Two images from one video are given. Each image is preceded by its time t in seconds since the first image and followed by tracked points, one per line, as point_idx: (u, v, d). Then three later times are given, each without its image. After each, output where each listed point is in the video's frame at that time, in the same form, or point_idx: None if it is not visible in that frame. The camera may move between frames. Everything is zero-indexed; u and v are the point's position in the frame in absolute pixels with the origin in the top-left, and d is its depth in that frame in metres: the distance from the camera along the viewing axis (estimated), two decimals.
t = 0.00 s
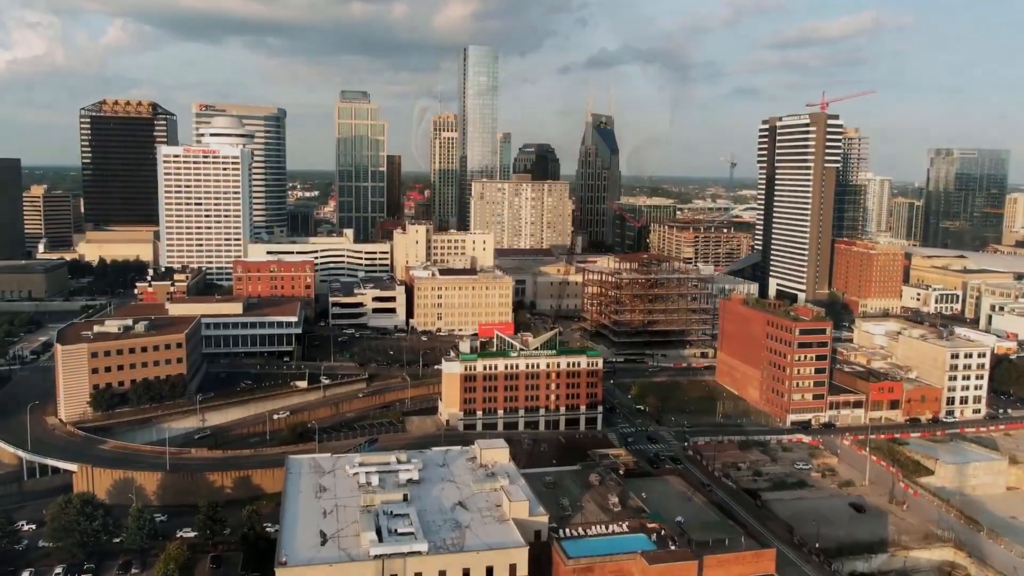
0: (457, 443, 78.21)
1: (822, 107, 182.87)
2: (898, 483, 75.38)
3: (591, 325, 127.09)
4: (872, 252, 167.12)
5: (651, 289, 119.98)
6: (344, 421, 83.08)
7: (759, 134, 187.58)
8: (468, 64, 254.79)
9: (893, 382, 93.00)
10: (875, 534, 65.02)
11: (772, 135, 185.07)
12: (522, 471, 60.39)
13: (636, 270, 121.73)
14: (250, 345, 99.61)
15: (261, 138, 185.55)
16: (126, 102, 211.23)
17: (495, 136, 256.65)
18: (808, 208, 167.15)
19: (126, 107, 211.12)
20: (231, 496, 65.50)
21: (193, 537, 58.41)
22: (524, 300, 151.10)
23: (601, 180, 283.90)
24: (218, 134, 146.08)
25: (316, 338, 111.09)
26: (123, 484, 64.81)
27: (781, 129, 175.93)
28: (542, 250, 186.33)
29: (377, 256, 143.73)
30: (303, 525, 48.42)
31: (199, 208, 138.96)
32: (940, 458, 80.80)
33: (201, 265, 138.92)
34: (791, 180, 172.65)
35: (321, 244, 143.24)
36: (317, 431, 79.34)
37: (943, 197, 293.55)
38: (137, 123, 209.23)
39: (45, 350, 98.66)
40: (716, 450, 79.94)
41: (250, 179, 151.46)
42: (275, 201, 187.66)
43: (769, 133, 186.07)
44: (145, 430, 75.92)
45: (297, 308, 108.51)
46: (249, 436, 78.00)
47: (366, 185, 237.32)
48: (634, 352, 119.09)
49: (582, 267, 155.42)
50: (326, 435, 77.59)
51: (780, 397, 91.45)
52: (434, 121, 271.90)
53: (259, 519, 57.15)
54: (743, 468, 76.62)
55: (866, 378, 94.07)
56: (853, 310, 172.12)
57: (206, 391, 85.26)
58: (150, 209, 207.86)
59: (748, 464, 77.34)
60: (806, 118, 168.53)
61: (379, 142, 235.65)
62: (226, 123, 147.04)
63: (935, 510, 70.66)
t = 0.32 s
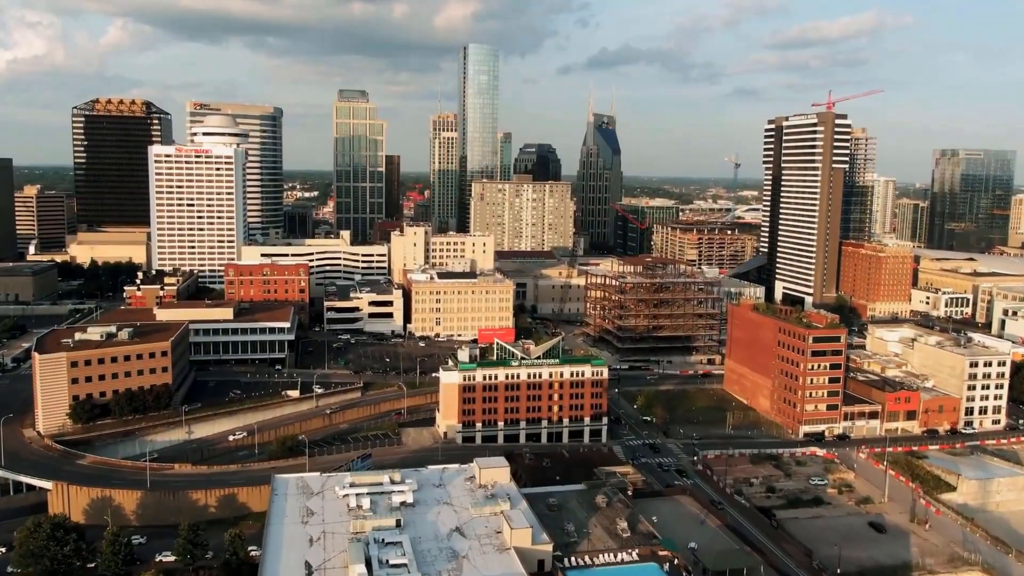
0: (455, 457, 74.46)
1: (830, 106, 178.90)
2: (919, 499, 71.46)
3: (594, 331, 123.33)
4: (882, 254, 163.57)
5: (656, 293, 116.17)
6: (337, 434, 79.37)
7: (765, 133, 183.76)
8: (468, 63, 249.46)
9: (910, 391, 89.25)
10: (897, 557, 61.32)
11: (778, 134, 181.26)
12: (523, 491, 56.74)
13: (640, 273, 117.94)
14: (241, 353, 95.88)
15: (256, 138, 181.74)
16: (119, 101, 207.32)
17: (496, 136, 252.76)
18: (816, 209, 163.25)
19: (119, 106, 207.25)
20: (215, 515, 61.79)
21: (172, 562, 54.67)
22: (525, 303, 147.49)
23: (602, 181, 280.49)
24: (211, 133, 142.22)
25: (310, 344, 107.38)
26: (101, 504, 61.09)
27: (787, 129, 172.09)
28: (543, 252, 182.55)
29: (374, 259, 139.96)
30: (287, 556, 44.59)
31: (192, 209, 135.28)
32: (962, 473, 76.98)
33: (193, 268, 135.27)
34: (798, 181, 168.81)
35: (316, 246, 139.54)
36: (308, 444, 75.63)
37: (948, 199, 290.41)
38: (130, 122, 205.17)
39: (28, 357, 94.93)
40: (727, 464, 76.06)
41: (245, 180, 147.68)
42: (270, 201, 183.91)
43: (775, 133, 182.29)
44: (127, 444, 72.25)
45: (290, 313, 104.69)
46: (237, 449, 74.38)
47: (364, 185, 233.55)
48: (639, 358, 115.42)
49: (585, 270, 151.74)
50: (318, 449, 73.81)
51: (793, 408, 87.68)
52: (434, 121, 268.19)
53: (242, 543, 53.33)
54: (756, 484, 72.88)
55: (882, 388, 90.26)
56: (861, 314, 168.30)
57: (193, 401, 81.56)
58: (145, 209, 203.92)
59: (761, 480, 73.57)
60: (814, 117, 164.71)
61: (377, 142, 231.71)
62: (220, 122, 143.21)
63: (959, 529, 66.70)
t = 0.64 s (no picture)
0: (452, 476, 69.96)
1: (838, 106, 174.74)
2: (945, 522, 66.97)
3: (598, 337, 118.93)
4: (893, 257, 159.55)
5: (662, 299, 111.72)
6: (327, 449, 75.02)
7: (772, 133, 179.29)
8: (468, 61, 244.73)
9: (931, 404, 84.84)
10: None
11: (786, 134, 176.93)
12: (525, 518, 52.33)
13: (646, 278, 113.61)
14: (228, 361, 91.51)
15: (250, 137, 177.02)
16: (110, 99, 202.18)
17: (496, 136, 248.42)
18: (825, 211, 158.94)
19: (111, 104, 202.22)
20: (194, 541, 57.24)
21: None
22: (526, 307, 143.30)
23: (604, 182, 276.35)
24: (202, 132, 137.56)
25: (302, 352, 102.98)
26: (70, 529, 56.56)
27: (795, 128, 167.70)
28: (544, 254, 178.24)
29: (371, 262, 135.47)
30: None
31: (181, 210, 130.77)
32: (990, 492, 72.59)
33: (183, 271, 130.86)
34: (806, 182, 164.50)
35: (310, 249, 135.06)
36: (296, 462, 71.24)
37: (955, 200, 286.09)
38: (122, 122, 200.36)
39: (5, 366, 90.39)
40: (741, 483, 71.67)
41: (237, 180, 143.17)
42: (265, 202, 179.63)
43: (782, 132, 178.02)
44: (103, 461, 67.73)
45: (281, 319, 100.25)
46: (220, 468, 70.09)
47: (362, 186, 229.12)
48: (645, 366, 111.05)
49: (587, 273, 147.57)
50: (306, 467, 69.50)
51: (808, 421, 83.37)
52: (433, 120, 263.77)
53: None
54: (772, 505, 68.45)
55: (902, 400, 85.90)
56: (871, 319, 164.12)
57: (176, 414, 77.11)
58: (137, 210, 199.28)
59: (777, 500, 69.09)
60: (823, 116, 160.37)
61: (375, 141, 227.16)
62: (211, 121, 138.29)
63: (991, 554, 62.01)
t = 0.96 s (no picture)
0: (448, 498, 65.32)
1: (847, 105, 170.33)
2: (977, 548, 62.16)
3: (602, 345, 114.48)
4: (904, 261, 155.25)
5: (669, 305, 107.20)
6: (316, 468, 70.57)
7: (780, 133, 175.00)
8: (467, 59, 240.36)
9: (955, 418, 80.19)
10: None
11: (793, 134, 172.52)
12: (527, 551, 47.72)
13: (652, 283, 109.14)
14: (214, 372, 86.90)
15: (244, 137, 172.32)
16: (101, 98, 196.07)
17: (496, 135, 244.06)
18: (835, 213, 154.58)
19: (101, 103, 196.80)
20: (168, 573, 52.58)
21: None
22: (527, 313, 139.03)
23: (606, 182, 271.95)
24: (191, 131, 132.79)
25: (293, 361, 98.37)
26: (32, 560, 52.02)
27: (803, 127, 163.35)
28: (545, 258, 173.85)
29: (366, 266, 130.87)
30: None
31: (170, 212, 126.26)
32: None
33: (172, 275, 126.33)
34: (815, 183, 160.13)
35: (304, 253, 130.55)
36: (282, 482, 66.59)
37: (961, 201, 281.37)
38: (114, 122, 194.94)
39: None
40: (757, 505, 67.04)
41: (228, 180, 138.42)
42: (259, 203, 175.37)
43: (790, 132, 173.62)
44: (76, 483, 63.02)
45: (271, 327, 95.71)
46: (200, 489, 65.49)
47: (359, 187, 224.71)
48: (651, 376, 106.59)
49: (590, 277, 143.28)
50: (292, 488, 64.99)
51: (826, 437, 78.82)
52: (432, 120, 259.45)
53: None
54: (791, 529, 63.78)
55: (924, 414, 81.31)
56: (882, 324, 159.65)
57: (155, 430, 72.50)
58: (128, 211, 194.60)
59: (796, 524, 64.42)
60: (832, 115, 155.99)
61: (373, 141, 222.81)
62: (201, 120, 133.48)
63: None
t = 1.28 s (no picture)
0: (444, 524, 60.56)
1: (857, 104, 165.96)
2: None
3: (606, 354, 109.86)
4: (916, 264, 150.72)
5: (677, 313, 102.69)
6: (303, 491, 66.01)
7: (788, 133, 170.60)
8: (467, 58, 235.99)
9: (983, 435, 75.54)
10: None
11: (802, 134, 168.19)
12: None
13: (658, 290, 104.64)
14: (199, 385, 82.25)
15: (237, 138, 167.81)
16: (91, 96, 190.61)
17: (496, 135, 239.69)
18: (845, 215, 150.11)
19: (90, 102, 190.68)
20: None
21: None
22: (528, 319, 134.61)
23: (607, 184, 267.48)
24: (179, 131, 128.18)
25: (283, 372, 93.78)
26: None
27: (812, 127, 158.99)
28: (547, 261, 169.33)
29: (362, 271, 126.31)
30: None
31: (158, 215, 121.66)
32: None
33: (160, 280, 121.76)
34: (824, 184, 155.70)
35: (296, 258, 126.03)
36: (267, 508, 61.99)
37: (968, 204, 276.67)
38: (105, 122, 189.84)
39: None
40: (777, 532, 62.34)
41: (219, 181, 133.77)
42: (252, 205, 170.80)
43: (798, 132, 169.25)
44: (44, 509, 58.16)
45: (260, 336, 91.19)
46: (178, 515, 60.81)
47: (356, 188, 220.19)
48: (659, 387, 102.14)
49: (593, 282, 138.87)
50: (277, 514, 60.42)
51: (845, 455, 74.27)
52: (431, 120, 254.68)
53: None
54: (813, 559, 58.65)
55: (950, 430, 76.67)
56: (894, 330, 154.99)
57: (132, 450, 67.92)
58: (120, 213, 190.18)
59: (818, 553, 59.42)
60: (842, 115, 151.65)
61: (371, 141, 218.40)
62: (189, 120, 128.68)
63: None
